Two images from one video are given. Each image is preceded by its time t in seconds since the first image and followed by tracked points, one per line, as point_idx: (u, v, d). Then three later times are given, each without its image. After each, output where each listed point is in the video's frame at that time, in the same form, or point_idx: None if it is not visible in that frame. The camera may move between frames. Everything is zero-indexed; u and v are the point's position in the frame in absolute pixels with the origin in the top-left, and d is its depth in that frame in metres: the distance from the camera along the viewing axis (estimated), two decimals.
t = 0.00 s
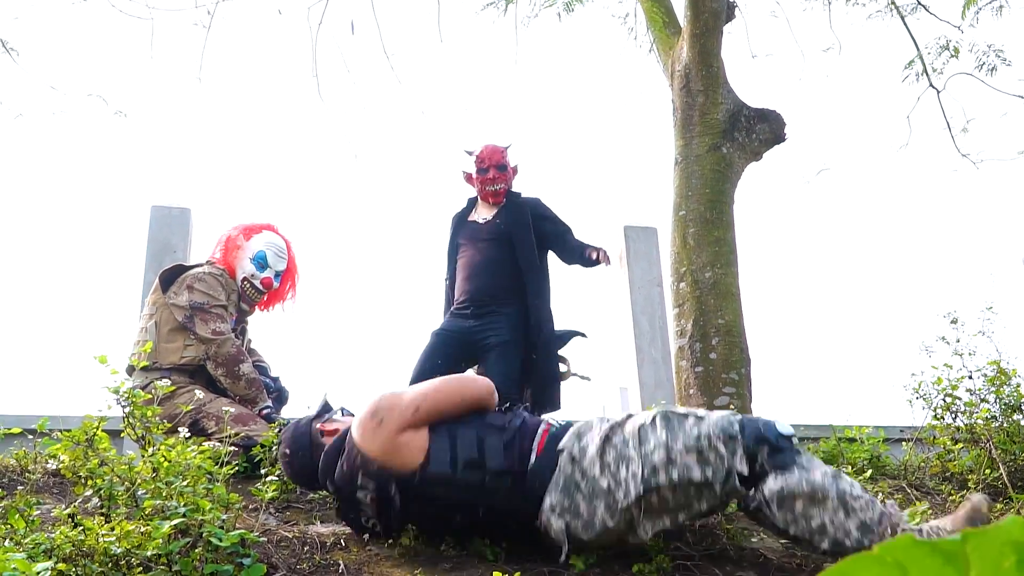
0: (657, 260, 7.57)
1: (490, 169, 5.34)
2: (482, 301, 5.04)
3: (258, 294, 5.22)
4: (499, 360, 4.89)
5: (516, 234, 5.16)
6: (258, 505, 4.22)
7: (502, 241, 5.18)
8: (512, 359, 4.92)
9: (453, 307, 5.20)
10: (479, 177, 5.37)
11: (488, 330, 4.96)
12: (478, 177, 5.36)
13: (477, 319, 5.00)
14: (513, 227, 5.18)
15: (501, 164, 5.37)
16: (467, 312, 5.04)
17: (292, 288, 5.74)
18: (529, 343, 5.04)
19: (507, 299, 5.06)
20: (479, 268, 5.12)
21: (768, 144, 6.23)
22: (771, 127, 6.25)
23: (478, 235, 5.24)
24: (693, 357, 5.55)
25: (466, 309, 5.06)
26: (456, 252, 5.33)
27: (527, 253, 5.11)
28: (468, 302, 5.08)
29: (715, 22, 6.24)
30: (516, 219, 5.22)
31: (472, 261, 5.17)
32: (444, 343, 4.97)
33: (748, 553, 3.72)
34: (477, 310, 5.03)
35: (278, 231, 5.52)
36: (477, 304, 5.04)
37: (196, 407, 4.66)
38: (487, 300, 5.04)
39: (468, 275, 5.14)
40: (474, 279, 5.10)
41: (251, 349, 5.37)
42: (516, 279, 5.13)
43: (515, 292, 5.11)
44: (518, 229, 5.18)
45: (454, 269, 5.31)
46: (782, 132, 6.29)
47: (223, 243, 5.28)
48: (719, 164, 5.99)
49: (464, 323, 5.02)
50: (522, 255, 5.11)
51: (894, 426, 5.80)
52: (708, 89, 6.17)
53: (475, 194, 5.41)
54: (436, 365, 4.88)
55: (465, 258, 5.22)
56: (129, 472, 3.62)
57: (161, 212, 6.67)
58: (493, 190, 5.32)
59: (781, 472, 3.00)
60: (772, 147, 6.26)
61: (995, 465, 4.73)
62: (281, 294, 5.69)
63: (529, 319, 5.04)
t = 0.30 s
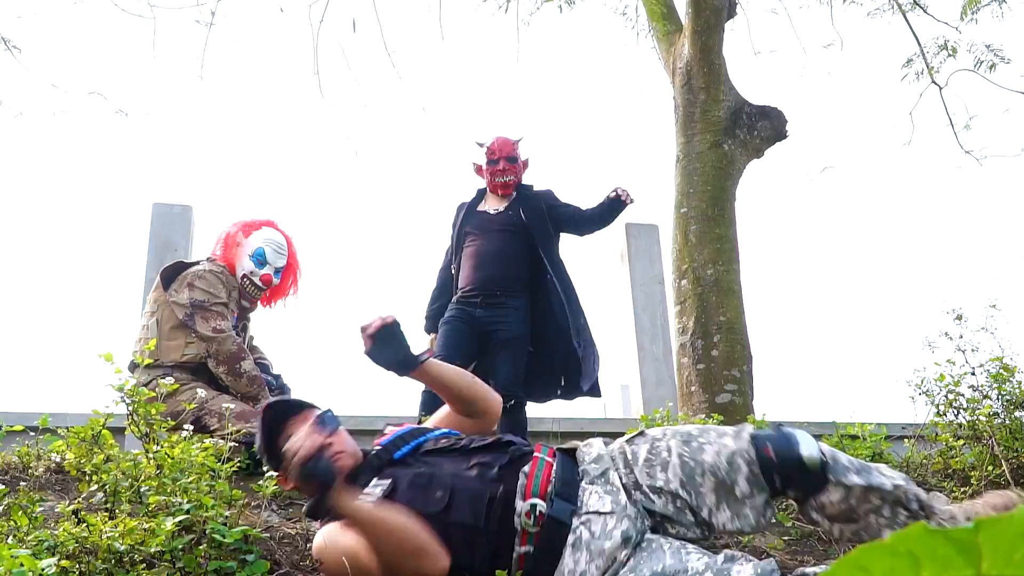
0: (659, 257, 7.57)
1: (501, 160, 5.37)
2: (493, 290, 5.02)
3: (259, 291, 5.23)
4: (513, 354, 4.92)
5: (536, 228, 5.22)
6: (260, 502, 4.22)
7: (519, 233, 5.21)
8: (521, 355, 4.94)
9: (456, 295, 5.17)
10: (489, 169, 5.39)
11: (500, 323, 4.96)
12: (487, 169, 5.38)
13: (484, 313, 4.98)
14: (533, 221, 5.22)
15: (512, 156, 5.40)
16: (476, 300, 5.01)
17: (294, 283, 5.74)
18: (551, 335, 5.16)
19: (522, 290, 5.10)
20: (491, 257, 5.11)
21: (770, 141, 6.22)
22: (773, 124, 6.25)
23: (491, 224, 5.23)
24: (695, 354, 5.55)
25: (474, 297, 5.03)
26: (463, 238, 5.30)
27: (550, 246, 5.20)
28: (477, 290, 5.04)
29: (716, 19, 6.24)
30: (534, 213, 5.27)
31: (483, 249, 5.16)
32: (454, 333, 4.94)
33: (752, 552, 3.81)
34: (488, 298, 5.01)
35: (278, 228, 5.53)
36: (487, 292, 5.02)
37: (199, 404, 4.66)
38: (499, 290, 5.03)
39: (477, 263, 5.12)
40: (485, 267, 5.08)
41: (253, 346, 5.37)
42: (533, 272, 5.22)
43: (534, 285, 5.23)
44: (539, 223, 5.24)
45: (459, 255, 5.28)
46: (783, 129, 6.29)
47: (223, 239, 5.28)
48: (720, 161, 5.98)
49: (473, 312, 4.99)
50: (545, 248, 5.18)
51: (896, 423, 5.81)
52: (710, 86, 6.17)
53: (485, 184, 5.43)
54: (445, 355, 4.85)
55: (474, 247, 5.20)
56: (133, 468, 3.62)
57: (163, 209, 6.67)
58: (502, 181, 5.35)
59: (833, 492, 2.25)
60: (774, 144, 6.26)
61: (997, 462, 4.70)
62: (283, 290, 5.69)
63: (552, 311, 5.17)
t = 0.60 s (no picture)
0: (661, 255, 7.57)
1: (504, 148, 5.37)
2: (504, 282, 5.06)
3: (259, 288, 5.22)
4: (524, 348, 5.03)
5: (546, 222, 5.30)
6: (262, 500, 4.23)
7: (527, 226, 5.25)
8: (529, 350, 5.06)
9: (460, 284, 5.15)
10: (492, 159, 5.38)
11: (512, 316, 5.03)
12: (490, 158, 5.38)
13: (492, 307, 5.02)
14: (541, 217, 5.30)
15: (516, 147, 5.41)
16: (488, 291, 5.03)
17: (297, 281, 5.74)
18: (558, 329, 5.32)
19: (530, 283, 5.16)
20: (502, 248, 5.12)
21: (772, 138, 6.23)
22: (774, 121, 6.25)
23: (499, 216, 5.23)
24: (697, 351, 5.54)
25: (486, 288, 5.04)
26: (468, 226, 5.25)
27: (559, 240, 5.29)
28: (488, 281, 5.06)
29: (717, 16, 6.23)
30: (541, 208, 5.33)
31: (492, 239, 5.15)
32: (467, 324, 4.96)
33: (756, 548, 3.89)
34: (500, 290, 5.04)
35: (279, 225, 5.53)
36: (499, 284, 5.05)
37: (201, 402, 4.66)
38: (511, 283, 5.07)
39: (487, 254, 5.11)
40: (496, 258, 5.09)
41: (255, 343, 5.37)
42: (539, 265, 5.29)
43: (541, 276, 5.30)
44: (548, 218, 5.32)
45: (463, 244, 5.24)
46: (785, 126, 6.29)
47: (223, 237, 5.29)
48: (722, 158, 5.98)
49: (484, 304, 5.03)
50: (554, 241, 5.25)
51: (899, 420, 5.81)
52: (711, 83, 6.16)
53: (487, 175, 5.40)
54: (461, 348, 4.89)
55: (482, 237, 5.18)
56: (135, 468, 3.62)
57: (164, 207, 6.68)
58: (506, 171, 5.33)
59: None
60: (775, 140, 6.26)
61: (1000, 458, 4.72)
62: (286, 288, 5.70)
63: (558, 303, 5.29)
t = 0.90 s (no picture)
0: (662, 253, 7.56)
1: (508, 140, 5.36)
2: (516, 279, 5.09)
3: (261, 287, 5.23)
4: (530, 346, 5.09)
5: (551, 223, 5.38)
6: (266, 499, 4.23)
7: (534, 225, 5.29)
8: (535, 350, 5.14)
9: (467, 277, 5.12)
10: (494, 153, 5.37)
11: (524, 314, 5.07)
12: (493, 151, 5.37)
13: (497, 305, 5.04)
14: (547, 217, 5.37)
15: (518, 141, 5.41)
16: (500, 287, 5.05)
17: (299, 280, 5.74)
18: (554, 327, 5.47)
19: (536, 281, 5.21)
20: (513, 244, 5.13)
21: (773, 137, 6.22)
22: (776, 119, 6.24)
23: (510, 211, 5.24)
24: (698, 350, 5.55)
25: (498, 284, 5.05)
26: (476, 217, 5.20)
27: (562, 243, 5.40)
28: (499, 276, 5.07)
29: (719, 15, 6.22)
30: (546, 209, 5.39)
31: (503, 234, 5.15)
32: (480, 320, 4.98)
33: (760, 547, 3.89)
34: (511, 287, 5.07)
35: (281, 224, 5.52)
36: (510, 281, 5.08)
37: (203, 400, 4.68)
38: (521, 280, 5.11)
39: (498, 249, 5.11)
40: (507, 254, 5.10)
41: (257, 342, 5.37)
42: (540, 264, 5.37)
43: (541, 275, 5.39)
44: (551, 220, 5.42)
45: (468, 235, 5.18)
46: (787, 124, 6.29)
47: (224, 237, 5.29)
48: (724, 157, 5.98)
49: (496, 300, 5.03)
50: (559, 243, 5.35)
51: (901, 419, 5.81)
52: (712, 82, 6.15)
53: (489, 168, 5.39)
54: (475, 354, 4.91)
55: (490, 233, 5.15)
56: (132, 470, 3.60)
57: (166, 206, 6.68)
58: (509, 165, 5.32)
59: None
60: (777, 139, 6.25)
61: (1002, 457, 4.72)
62: (288, 287, 5.70)
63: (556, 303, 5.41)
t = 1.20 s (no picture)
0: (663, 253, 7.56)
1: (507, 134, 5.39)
2: (521, 276, 5.12)
3: (262, 289, 5.23)
4: (534, 345, 5.13)
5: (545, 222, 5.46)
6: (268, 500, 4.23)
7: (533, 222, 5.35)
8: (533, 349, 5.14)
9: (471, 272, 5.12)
10: (493, 148, 5.40)
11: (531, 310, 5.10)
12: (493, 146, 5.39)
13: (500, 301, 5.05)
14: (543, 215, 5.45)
15: (518, 136, 5.43)
16: (506, 283, 5.07)
17: (301, 281, 5.74)
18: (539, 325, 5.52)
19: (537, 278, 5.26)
20: (516, 239, 5.17)
21: (774, 137, 6.22)
22: (777, 119, 6.24)
23: (513, 206, 5.28)
24: (700, 350, 5.54)
25: (503, 280, 5.07)
26: (475, 210, 5.22)
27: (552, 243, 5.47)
28: (504, 271, 5.09)
29: (719, 15, 6.22)
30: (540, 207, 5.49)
31: (506, 230, 5.18)
32: (485, 315, 5.00)
33: (762, 548, 3.89)
34: (517, 283, 5.10)
35: (281, 226, 5.52)
36: (516, 277, 5.10)
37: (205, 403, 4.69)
38: (526, 276, 5.14)
39: (502, 243, 5.13)
40: (512, 250, 5.13)
41: (258, 344, 5.37)
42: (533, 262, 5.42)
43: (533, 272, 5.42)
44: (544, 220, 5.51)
45: (468, 227, 5.20)
46: (787, 124, 6.28)
47: (224, 240, 5.31)
48: (724, 157, 5.98)
49: (502, 295, 5.05)
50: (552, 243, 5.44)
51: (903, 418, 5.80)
52: (713, 82, 6.15)
53: (489, 164, 5.41)
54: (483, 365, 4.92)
55: (495, 227, 5.18)
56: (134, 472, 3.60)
57: (167, 208, 6.68)
58: (507, 160, 5.36)
59: None
60: (778, 139, 6.25)
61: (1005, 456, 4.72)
62: (289, 289, 5.71)
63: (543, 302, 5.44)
